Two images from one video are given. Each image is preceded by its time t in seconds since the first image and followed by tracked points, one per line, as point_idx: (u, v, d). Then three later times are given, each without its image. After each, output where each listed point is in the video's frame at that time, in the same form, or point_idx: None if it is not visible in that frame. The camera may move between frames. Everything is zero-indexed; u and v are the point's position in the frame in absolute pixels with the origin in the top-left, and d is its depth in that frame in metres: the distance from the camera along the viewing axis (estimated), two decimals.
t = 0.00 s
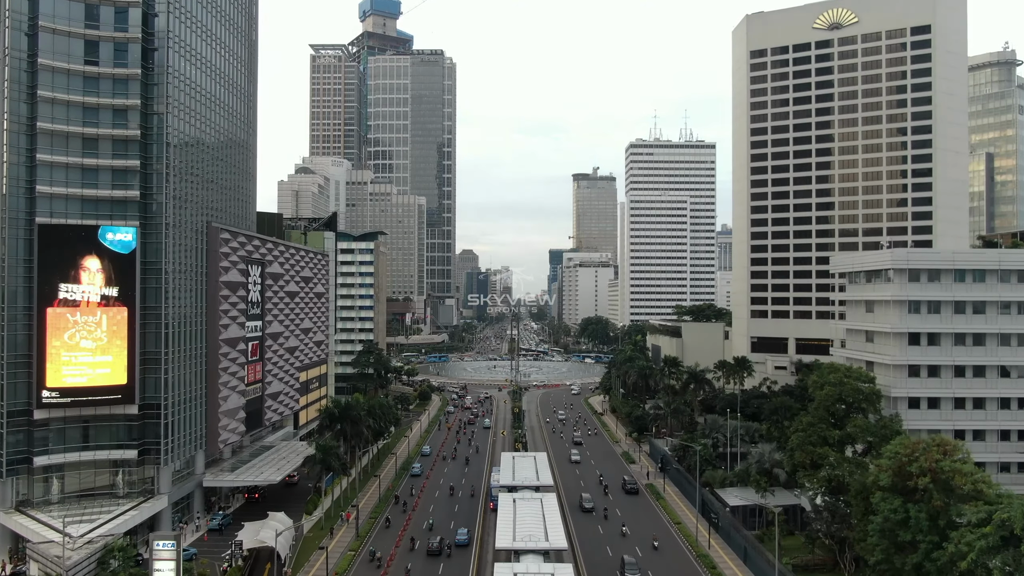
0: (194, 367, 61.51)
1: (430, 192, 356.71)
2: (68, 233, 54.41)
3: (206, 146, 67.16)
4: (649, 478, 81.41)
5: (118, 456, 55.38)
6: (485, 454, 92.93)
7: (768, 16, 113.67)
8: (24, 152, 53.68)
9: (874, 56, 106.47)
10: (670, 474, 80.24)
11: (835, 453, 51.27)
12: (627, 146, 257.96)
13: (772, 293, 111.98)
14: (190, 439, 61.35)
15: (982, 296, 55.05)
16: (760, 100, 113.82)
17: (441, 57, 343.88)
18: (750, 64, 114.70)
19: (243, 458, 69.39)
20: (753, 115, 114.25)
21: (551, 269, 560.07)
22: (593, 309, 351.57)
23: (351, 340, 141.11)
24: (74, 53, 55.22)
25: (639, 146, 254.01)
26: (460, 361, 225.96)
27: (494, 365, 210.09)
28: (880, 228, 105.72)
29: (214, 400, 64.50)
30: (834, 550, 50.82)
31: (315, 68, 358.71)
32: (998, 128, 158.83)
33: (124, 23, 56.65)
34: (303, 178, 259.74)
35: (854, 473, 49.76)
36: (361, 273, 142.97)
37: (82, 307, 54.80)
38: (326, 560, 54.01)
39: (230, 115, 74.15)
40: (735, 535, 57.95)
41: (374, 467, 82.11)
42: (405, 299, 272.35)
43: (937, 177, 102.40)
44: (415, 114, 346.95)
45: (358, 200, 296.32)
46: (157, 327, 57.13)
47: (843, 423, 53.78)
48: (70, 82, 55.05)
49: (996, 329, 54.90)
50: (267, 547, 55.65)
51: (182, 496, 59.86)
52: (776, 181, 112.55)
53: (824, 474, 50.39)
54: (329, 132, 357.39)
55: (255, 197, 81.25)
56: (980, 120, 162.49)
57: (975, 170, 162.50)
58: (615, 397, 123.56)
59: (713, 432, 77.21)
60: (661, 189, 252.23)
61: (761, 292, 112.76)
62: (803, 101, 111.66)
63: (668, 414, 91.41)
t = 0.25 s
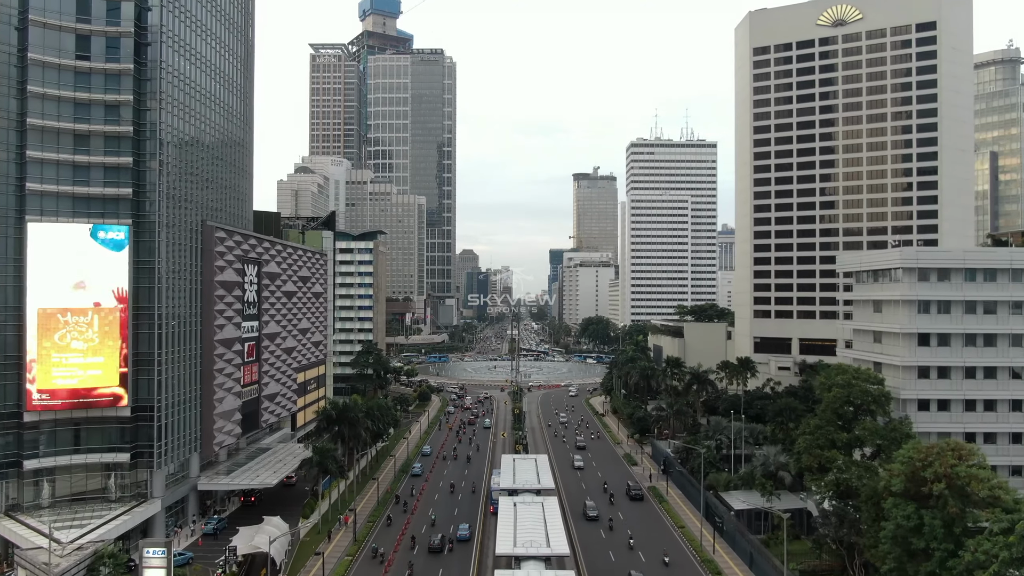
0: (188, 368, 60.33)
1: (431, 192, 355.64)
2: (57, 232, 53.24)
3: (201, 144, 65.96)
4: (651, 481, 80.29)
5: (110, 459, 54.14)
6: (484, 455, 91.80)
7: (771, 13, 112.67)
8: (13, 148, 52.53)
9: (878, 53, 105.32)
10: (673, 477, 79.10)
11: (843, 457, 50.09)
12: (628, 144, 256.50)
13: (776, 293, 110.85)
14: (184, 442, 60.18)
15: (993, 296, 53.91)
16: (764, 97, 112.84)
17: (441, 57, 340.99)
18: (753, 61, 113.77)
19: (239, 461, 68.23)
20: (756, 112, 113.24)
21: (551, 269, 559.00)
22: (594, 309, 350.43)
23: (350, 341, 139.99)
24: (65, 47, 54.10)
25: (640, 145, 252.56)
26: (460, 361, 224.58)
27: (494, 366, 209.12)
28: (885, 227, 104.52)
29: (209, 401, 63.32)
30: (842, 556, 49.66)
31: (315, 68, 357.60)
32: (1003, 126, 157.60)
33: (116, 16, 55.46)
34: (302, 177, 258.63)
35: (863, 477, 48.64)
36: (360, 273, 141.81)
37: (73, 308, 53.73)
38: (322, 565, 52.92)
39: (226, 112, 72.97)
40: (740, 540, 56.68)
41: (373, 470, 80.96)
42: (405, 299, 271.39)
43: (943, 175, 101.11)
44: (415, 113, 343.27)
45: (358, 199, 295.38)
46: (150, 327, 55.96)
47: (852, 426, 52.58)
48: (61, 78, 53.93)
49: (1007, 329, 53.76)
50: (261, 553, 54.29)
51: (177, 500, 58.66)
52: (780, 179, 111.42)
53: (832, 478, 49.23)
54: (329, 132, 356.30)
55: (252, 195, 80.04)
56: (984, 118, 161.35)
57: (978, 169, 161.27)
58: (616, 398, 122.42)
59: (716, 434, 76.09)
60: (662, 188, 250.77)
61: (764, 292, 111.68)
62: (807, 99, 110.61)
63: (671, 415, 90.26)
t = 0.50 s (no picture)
0: (182, 370, 59.14)
1: (431, 191, 354.61)
2: (48, 230, 51.92)
3: (196, 141, 64.86)
4: (654, 483, 79.09)
5: (101, 462, 52.98)
6: (485, 457, 90.60)
7: (774, 9, 111.62)
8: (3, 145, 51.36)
9: (883, 50, 104.15)
10: (676, 479, 77.91)
11: (852, 460, 48.88)
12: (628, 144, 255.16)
13: (779, 293, 109.62)
14: (178, 445, 58.99)
15: (1005, 295, 52.78)
16: (767, 95, 111.79)
17: (442, 54, 341.46)
18: (756, 58, 112.76)
19: (235, 463, 67.04)
20: (759, 110, 112.19)
21: (552, 269, 557.82)
22: (594, 308, 349.19)
23: (349, 341, 138.87)
24: (55, 42, 52.94)
25: (641, 144, 251.10)
26: (460, 361, 223.28)
27: (495, 366, 207.94)
28: (890, 225, 103.28)
29: (205, 403, 62.16)
30: (851, 562, 48.43)
31: (315, 67, 356.32)
32: (1007, 124, 156.28)
33: (108, 10, 54.32)
34: (302, 176, 257.45)
35: (873, 481, 47.41)
36: (360, 273, 140.64)
37: (64, 308, 52.57)
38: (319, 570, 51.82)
39: (222, 109, 71.82)
40: (745, 544, 55.40)
41: (371, 472, 79.76)
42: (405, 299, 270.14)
43: (949, 173, 99.78)
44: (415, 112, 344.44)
45: (357, 199, 294.16)
46: (143, 328, 54.82)
47: (861, 428, 51.36)
48: (51, 73, 52.78)
49: (1018, 330, 52.62)
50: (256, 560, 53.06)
51: (170, 503, 57.48)
52: (783, 178, 110.21)
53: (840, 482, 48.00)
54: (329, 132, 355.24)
55: (249, 193, 78.94)
56: (988, 117, 160.12)
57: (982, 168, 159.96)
58: (618, 398, 121.19)
59: (720, 436, 74.88)
60: (663, 188, 249.47)
61: (767, 292, 110.48)
62: (810, 96, 109.48)
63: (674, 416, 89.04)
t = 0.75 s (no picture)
0: (176, 371, 57.96)
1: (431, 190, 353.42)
2: (37, 228, 50.70)
3: (191, 138, 63.62)
4: (657, 485, 77.89)
5: (93, 466, 51.82)
6: (485, 459, 89.42)
7: (778, 6, 110.52)
8: None
9: (888, 47, 103.08)
10: (679, 482, 76.74)
11: (860, 464, 47.74)
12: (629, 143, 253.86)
13: (783, 293, 108.47)
14: (172, 448, 57.81)
15: (1017, 295, 51.68)
16: (770, 93, 110.66)
17: (442, 54, 339.52)
18: (759, 56, 111.67)
19: (231, 466, 65.86)
20: (763, 108, 111.09)
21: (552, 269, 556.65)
22: (595, 308, 348.00)
23: (348, 341, 137.73)
24: (45, 36, 51.80)
25: (642, 143, 249.63)
26: (460, 362, 222.03)
27: (495, 366, 206.72)
28: (895, 224, 102.09)
29: (200, 405, 60.98)
30: (860, 568, 47.26)
31: (315, 66, 355.10)
32: (1012, 123, 155.01)
33: (99, 4, 53.12)
34: (301, 175, 256.25)
35: (882, 485, 46.30)
36: (359, 272, 139.43)
37: (54, 308, 51.42)
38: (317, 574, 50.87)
39: (218, 106, 70.70)
40: (751, 549, 54.21)
41: (370, 475, 78.63)
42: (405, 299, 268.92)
43: (954, 171, 98.65)
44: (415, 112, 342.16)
45: (357, 198, 292.96)
46: (136, 328, 53.70)
47: (870, 431, 50.18)
48: (42, 68, 51.66)
49: None
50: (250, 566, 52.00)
51: (164, 508, 56.31)
52: (787, 176, 109.03)
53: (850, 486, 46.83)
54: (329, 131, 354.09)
55: (245, 192, 77.70)
56: (992, 116, 158.86)
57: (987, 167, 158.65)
58: (619, 399, 119.98)
59: (724, 437, 73.77)
60: (664, 187, 248.29)
61: (770, 292, 109.24)
62: (814, 94, 108.36)
63: (677, 418, 87.88)
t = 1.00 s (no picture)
0: (170, 372, 56.85)
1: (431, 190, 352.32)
2: (27, 226, 49.60)
3: (185, 135, 62.52)
4: (660, 488, 76.75)
5: (85, 470, 50.62)
6: (486, 461, 88.33)
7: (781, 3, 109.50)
8: None
9: (893, 43, 101.95)
10: (682, 484, 75.65)
11: (870, 468, 46.61)
12: (630, 142, 252.64)
13: (786, 292, 107.34)
14: (166, 450, 56.68)
15: None
16: (773, 90, 109.61)
17: (442, 53, 339.21)
18: (762, 53, 110.61)
19: (227, 469, 64.74)
20: (766, 106, 110.05)
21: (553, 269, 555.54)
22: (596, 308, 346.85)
23: (348, 341, 136.66)
24: (36, 30, 50.76)
25: (643, 142, 248.13)
26: (460, 362, 220.95)
27: (495, 366, 205.73)
28: (900, 223, 100.93)
29: (195, 407, 59.80)
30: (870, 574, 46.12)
31: (315, 66, 353.94)
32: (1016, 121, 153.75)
33: None
34: (301, 175, 255.15)
35: (892, 489, 45.20)
36: (358, 272, 138.31)
37: (44, 308, 50.23)
38: None
39: (214, 103, 69.57)
40: (756, 554, 53.06)
41: (369, 477, 77.56)
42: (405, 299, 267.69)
43: (960, 169, 97.51)
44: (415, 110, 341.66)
45: (357, 198, 291.76)
46: (129, 329, 52.59)
47: (879, 433, 49.05)
48: (32, 63, 50.61)
49: None
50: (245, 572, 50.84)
51: (158, 512, 55.13)
52: (791, 174, 107.98)
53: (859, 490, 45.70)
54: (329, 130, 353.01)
55: (241, 190, 76.57)
56: (996, 114, 157.60)
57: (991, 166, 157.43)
58: (621, 400, 118.83)
59: (728, 439, 72.69)
60: (665, 186, 247.07)
61: (774, 291, 108.12)
62: (818, 91, 107.31)
63: (679, 419, 86.77)
